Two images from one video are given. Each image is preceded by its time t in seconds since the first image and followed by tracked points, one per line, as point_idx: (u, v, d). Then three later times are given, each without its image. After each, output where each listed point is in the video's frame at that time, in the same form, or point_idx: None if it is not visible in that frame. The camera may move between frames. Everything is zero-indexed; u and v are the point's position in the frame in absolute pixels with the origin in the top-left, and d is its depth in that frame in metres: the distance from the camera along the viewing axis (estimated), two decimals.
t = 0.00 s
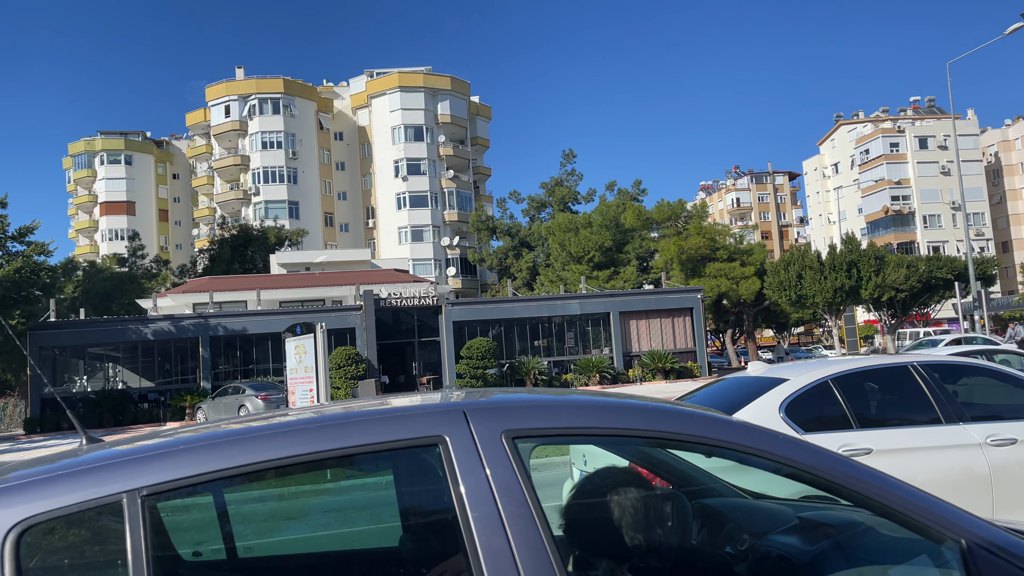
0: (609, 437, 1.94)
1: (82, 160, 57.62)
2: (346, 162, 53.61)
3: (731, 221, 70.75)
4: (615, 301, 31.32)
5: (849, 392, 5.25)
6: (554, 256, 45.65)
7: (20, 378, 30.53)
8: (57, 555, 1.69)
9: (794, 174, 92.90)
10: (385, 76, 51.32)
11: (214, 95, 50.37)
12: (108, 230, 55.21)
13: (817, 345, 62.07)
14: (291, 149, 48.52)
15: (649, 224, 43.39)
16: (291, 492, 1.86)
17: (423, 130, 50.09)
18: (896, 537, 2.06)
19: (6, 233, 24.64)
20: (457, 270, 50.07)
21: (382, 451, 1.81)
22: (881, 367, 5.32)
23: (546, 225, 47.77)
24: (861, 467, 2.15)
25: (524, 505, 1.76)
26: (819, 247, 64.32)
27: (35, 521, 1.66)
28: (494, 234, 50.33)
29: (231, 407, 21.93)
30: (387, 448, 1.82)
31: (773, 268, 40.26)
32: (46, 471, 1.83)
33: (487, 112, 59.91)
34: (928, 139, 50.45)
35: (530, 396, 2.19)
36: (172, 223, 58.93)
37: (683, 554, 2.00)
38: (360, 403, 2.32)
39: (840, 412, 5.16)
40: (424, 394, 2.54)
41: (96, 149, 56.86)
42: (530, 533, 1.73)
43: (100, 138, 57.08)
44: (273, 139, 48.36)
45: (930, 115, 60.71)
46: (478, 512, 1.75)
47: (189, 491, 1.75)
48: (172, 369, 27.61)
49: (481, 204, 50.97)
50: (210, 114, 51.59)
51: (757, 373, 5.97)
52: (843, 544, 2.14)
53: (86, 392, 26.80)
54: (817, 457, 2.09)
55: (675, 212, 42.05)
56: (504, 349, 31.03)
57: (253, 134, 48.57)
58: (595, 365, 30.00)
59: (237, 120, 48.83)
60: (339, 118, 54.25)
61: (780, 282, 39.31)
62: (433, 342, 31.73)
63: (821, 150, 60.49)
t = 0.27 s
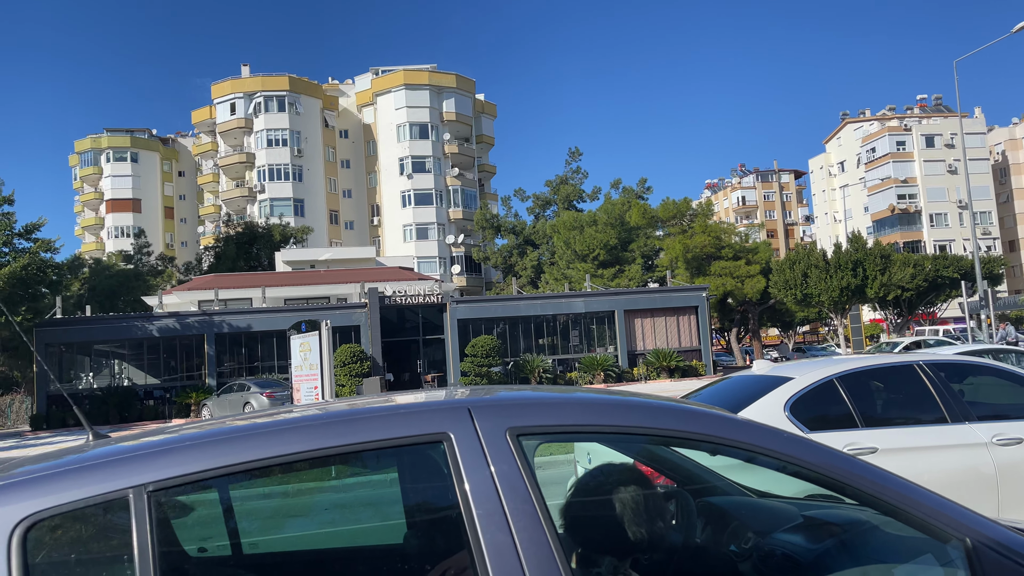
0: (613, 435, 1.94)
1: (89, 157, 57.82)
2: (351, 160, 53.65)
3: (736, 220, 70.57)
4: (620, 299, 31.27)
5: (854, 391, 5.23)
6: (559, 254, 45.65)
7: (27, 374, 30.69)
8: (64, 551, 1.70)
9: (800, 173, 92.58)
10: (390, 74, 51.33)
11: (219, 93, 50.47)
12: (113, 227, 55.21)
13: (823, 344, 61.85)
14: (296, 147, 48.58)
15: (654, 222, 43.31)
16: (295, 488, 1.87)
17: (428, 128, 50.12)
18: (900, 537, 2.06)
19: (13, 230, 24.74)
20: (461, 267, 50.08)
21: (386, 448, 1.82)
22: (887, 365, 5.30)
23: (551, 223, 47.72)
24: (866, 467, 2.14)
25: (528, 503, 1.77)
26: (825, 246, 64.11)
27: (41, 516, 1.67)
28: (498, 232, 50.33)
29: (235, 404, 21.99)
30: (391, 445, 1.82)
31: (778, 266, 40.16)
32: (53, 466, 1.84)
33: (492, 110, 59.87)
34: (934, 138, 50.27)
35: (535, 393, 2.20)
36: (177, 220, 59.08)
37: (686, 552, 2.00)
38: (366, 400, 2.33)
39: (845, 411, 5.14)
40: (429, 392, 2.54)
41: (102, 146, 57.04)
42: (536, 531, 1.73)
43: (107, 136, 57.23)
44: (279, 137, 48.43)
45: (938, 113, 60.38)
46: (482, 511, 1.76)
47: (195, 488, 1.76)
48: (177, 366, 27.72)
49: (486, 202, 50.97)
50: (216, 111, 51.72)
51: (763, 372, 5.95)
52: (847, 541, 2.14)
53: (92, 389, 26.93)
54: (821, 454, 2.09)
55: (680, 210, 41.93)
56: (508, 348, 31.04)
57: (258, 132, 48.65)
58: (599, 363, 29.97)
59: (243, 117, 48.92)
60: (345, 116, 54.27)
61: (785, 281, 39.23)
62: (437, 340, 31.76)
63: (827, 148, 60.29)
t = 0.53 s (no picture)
0: (616, 433, 1.94)
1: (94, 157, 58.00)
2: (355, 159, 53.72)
3: (740, 219, 70.39)
4: (624, 298, 31.22)
5: (859, 390, 5.22)
6: (563, 253, 45.62)
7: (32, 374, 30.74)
8: (69, 550, 1.71)
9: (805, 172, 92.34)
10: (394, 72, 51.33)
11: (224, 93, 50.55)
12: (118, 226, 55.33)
13: (827, 344, 61.63)
14: (300, 146, 48.65)
15: (657, 221, 43.24)
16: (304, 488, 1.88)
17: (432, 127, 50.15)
18: (904, 536, 2.06)
19: (18, 229, 24.83)
20: (465, 267, 50.08)
21: (390, 446, 1.82)
22: (891, 364, 5.29)
23: (555, 222, 47.69)
24: (871, 466, 2.13)
25: (533, 501, 1.77)
26: (830, 245, 63.99)
27: (46, 515, 1.67)
28: (502, 231, 50.32)
29: (240, 403, 22.04)
30: (396, 443, 1.83)
31: (782, 265, 40.05)
32: (58, 464, 1.85)
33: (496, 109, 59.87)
34: (939, 136, 50.04)
35: (539, 391, 2.20)
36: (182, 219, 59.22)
37: (688, 552, 2.00)
38: (372, 398, 2.33)
39: (849, 409, 5.13)
40: (432, 390, 2.53)
41: (107, 146, 57.20)
42: (539, 528, 1.73)
43: (111, 135, 57.41)
44: (282, 136, 48.50)
45: (943, 111, 60.11)
46: (485, 509, 1.76)
47: (200, 485, 1.76)
48: (182, 364, 27.78)
49: (490, 201, 50.96)
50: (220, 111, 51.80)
51: (766, 371, 5.95)
52: (852, 541, 2.13)
53: (96, 388, 27.00)
54: (826, 452, 2.09)
55: (684, 209, 41.80)
56: (513, 347, 31.05)
57: (262, 131, 48.71)
58: (603, 362, 29.94)
59: (247, 117, 49.01)
60: (348, 115, 54.32)
61: (790, 280, 39.15)
62: (441, 339, 31.79)
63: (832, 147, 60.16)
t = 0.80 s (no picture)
0: (619, 433, 1.94)
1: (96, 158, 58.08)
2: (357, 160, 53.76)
3: (742, 218, 70.27)
4: (627, 298, 31.21)
5: (862, 390, 5.21)
6: (564, 253, 45.58)
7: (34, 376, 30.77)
8: (73, 550, 1.71)
9: (807, 171, 92.23)
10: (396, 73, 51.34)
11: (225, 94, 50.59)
12: (121, 227, 55.43)
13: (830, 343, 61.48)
14: (302, 147, 48.69)
15: (660, 221, 43.24)
16: (308, 489, 1.89)
17: (434, 127, 50.17)
18: (909, 537, 2.05)
19: (21, 231, 24.86)
20: (467, 267, 50.10)
21: (391, 447, 1.82)
22: (894, 364, 5.27)
23: (556, 222, 47.66)
24: (874, 466, 2.13)
25: (535, 502, 1.76)
26: (832, 244, 63.92)
27: (50, 517, 1.68)
28: (504, 231, 50.35)
29: (243, 404, 22.05)
30: (398, 445, 1.83)
31: (785, 265, 39.98)
32: (60, 467, 1.85)
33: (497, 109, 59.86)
34: (942, 135, 49.94)
35: (541, 393, 2.19)
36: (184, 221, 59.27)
37: (691, 553, 2.00)
38: (374, 399, 2.33)
39: (852, 409, 5.12)
40: (435, 391, 2.53)
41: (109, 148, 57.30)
42: (541, 529, 1.74)
43: (113, 137, 57.49)
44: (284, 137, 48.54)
45: (946, 110, 59.97)
46: (488, 510, 1.76)
47: (204, 486, 1.76)
48: (184, 366, 27.80)
49: (492, 201, 50.97)
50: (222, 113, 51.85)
51: (769, 371, 5.94)
52: (855, 540, 2.13)
53: (99, 389, 27.01)
54: (828, 453, 2.08)
55: (686, 209, 41.76)
56: (515, 347, 31.06)
57: (264, 133, 48.74)
58: (606, 362, 29.94)
59: (248, 118, 49.06)
60: (350, 116, 54.36)
61: (792, 280, 39.05)
62: (444, 340, 31.82)
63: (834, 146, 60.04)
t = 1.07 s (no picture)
0: (620, 435, 1.94)
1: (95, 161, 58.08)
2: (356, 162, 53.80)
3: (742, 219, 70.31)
4: (626, 299, 31.23)
5: (863, 389, 5.21)
6: (564, 254, 45.53)
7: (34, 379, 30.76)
8: (73, 553, 1.71)
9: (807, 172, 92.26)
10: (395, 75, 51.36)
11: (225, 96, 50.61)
12: (121, 230, 55.45)
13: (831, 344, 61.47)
14: (301, 150, 48.71)
15: (659, 222, 43.29)
16: (309, 490, 1.89)
17: (434, 129, 50.20)
18: (909, 536, 2.05)
19: (21, 234, 24.91)
20: (467, 269, 50.12)
21: (391, 449, 1.82)
22: (895, 364, 5.27)
23: (556, 224, 47.67)
24: (875, 467, 2.13)
25: (535, 504, 1.76)
26: (832, 244, 63.95)
27: (50, 519, 1.68)
28: (503, 232, 50.36)
29: (243, 406, 22.03)
30: (397, 447, 1.83)
31: (784, 266, 39.99)
32: (61, 470, 1.85)
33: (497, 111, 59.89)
34: (941, 135, 49.96)
35: (542, 394, 2.19)
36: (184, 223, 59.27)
37: (691, 554, 1.99)
38: (374, 401, 2.32)
39: (853, 409, 5.12)
40: (435, 393, 2.52)
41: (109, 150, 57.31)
42: (542, 530, 1.73)
43: (113, 140, 57.50)
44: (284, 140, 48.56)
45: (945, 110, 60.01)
46: (488, 512, 1.76)
47: (204, 488, 1.76)
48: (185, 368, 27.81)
49: (491, 203, 50.99)
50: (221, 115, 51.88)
51: (769, 371, 5.93)
52: (855, 541, 2.13)
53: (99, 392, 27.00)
54: (829, 454, 2.08)
55: (686, 210, 41.73)
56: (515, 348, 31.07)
57: (263, 135, 48.76)
58: (606, 363, 29.93)
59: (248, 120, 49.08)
60: (349, 118, 54.39)
61: (792, 280, 39.07)
62: (444, 341, 31.84)
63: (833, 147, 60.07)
